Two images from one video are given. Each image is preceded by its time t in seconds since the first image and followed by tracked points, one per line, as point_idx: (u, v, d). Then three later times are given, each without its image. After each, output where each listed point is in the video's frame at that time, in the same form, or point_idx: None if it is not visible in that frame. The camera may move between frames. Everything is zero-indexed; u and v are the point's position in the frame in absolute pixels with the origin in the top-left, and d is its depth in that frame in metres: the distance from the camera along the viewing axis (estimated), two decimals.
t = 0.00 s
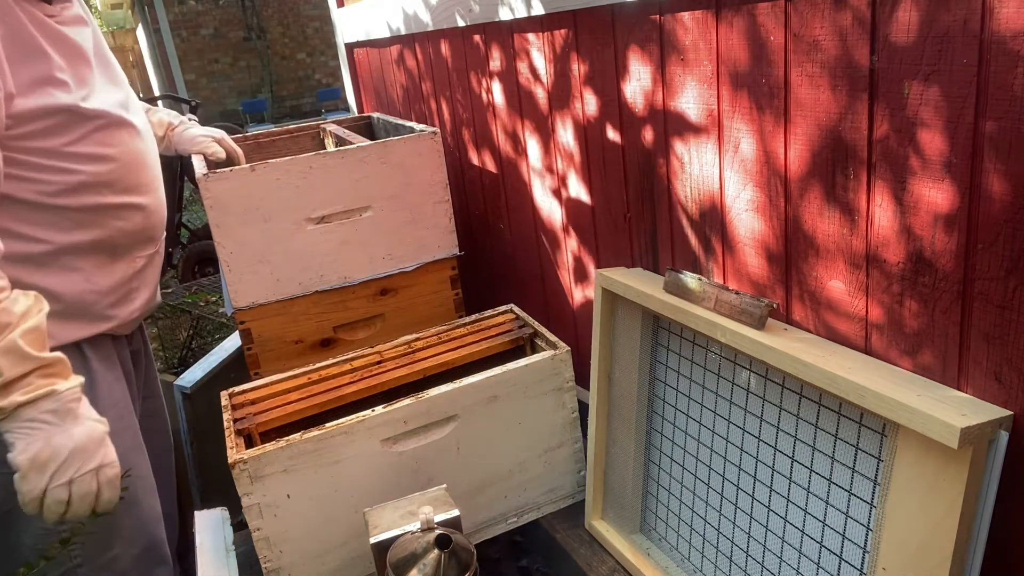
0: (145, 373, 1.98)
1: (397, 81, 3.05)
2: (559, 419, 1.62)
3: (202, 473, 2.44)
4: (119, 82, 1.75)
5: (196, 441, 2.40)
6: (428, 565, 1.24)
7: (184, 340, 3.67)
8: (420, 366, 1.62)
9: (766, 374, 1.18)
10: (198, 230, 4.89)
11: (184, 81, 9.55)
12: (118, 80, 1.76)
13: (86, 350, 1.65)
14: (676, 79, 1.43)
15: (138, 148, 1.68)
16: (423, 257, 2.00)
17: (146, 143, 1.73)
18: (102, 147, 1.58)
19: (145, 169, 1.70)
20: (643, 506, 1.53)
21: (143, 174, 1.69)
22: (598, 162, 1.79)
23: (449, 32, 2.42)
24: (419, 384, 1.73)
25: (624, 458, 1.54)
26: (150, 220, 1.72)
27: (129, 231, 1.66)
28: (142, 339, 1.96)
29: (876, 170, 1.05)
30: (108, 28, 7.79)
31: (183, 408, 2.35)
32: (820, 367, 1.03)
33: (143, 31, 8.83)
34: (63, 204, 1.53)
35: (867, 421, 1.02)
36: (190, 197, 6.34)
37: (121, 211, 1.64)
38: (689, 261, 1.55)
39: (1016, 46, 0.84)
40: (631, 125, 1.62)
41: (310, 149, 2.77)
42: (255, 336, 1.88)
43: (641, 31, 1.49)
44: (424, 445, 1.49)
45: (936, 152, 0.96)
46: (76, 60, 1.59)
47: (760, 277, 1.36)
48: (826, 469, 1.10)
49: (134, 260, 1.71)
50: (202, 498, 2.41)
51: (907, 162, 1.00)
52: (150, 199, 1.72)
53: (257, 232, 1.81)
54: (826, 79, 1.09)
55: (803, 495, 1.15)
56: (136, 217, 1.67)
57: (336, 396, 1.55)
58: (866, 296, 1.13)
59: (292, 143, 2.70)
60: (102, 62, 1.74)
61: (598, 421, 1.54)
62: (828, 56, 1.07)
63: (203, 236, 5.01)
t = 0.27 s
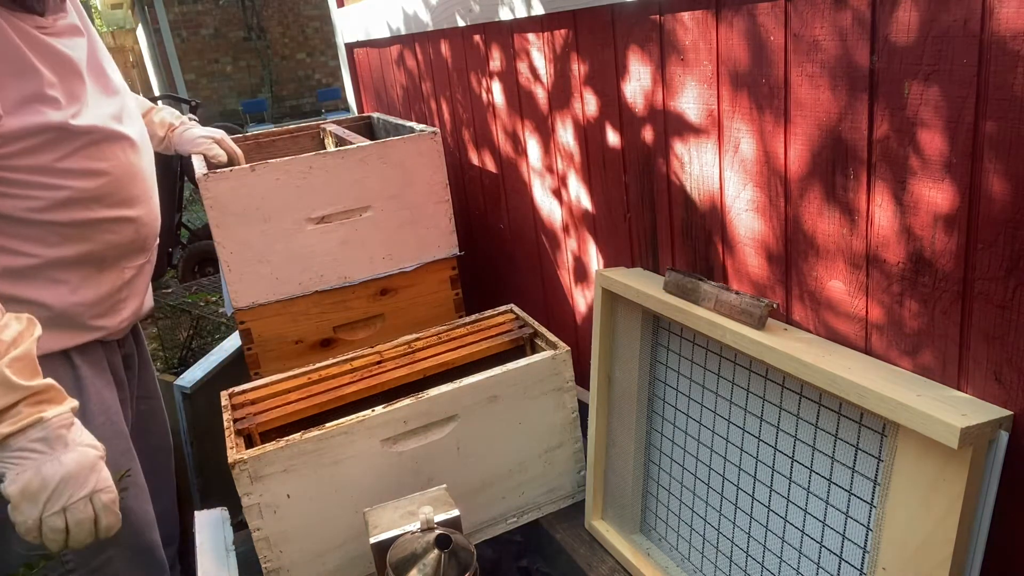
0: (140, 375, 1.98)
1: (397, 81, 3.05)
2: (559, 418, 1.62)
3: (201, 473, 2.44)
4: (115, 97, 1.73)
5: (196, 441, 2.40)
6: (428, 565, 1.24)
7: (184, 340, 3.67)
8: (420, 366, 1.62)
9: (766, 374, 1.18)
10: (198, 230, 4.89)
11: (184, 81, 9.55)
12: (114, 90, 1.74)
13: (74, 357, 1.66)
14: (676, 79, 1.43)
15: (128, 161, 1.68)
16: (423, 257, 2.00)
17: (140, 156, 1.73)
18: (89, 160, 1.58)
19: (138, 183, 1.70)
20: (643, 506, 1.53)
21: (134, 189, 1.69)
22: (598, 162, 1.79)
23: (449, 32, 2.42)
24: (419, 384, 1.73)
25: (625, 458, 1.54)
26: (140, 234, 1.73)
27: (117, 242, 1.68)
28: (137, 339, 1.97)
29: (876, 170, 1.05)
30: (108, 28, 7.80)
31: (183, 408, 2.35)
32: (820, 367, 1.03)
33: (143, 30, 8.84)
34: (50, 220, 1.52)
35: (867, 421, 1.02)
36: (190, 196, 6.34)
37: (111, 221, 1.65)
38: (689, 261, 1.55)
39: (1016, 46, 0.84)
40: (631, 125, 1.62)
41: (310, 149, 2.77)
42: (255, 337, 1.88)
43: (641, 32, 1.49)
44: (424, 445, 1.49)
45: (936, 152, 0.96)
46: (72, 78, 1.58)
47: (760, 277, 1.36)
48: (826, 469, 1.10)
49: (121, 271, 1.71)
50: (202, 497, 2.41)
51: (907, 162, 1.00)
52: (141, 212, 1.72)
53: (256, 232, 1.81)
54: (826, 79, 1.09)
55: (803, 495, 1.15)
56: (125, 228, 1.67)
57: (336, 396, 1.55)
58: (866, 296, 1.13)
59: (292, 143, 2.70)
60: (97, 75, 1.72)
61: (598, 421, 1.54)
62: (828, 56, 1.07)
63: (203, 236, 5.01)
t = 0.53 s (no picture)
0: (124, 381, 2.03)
1: (397, 80, 3.05)
2: (559, 418, 1.62)
3: (201, 473, 2.44)
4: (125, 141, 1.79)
5: (196, 441, 2.40)
6: (428, 565, 1.24)
7: (184, 340, 3.67)
8: (420, 366, 1.62)
9: (766, 374, 1.18)
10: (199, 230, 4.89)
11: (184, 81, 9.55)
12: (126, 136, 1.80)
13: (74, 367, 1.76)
14: (676, 79, 1.43)
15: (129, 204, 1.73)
16: (423, 257, 2.00)
17: (141, 199, 1.79)
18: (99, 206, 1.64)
19: (137, 223, 1.77)
20: (643, 506, 1.53)
21: (133, 229, 1.75)
22: (598, 162, 1.79)
23: (449, 32, 2.42)
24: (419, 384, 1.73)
25: (625, 458, 1.54)
26: (128, 268, 1.79)
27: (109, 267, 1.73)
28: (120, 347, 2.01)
29: (876, 170, 1.05)
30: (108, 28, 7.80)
31: (183, 408, 2.35)
32: (820, 367, 1.03)
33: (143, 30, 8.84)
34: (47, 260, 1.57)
35: (867, 421, 1.02)
36: (190, 196, 6.35)
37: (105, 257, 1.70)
38: (690, 261, 1.55)
39: (1016, 46, 0.84)
40: (631, 125, 1.62)
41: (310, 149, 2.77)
42: (255, 337, 1.88)
43: (641, 32, 1.49)
44: (424, 445, 1.49)
45: (936, 152, 0.96)
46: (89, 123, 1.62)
47: (760, 277, 1.36)
48: (826, 469, 1.10)
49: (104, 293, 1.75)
50: (202, 498, 2.42)
51: (907, 162, 1.00)
52: (134, 250, 1.78)
53: (256, 232, 1.81)
54: (826, 79, 1.09)
55: (804, 495, 1.15)
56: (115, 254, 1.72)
57: (336, 396, 1.55)
58: (866, 296, 1.13)
59: (292, 143, 2.70)
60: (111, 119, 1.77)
61: (598, 421, 1.54)
62: (828, 56, 1.07)
63: (203, 236, 5.01)
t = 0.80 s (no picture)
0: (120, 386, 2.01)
1: (397, 80, 3.05)
2: (559, 418, 1.62)
3: (201, 473, 2.44)
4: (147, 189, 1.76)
5: (195, 441, 2.39)
6: (428, 565, 1.24)
7: (184, 340, 3.67)
8: (420, 366, 1.62)
9: (766, 374, 1.18)
10: (198, 231, 4.89)
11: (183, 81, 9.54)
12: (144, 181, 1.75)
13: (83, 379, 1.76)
14: (676, 79, 1.43)
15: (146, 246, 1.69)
16: (423, 257, 2.00)
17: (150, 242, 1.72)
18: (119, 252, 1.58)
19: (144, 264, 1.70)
20: (643, 506, 1.53)
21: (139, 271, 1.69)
22: (598, 163, 1.79)
23: (449, 32, 2.42)
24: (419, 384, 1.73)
25: (624, 458, 1.54)
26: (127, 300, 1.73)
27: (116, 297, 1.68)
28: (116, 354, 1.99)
29: (876, 171, 1.05)
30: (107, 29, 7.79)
31: (183, 408, 2.34)
32: (819, 367, 1.03)
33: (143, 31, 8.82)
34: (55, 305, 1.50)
35: (867, 421, 1.02)
36: (191, 197, 6.35)
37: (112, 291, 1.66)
38: (689, 261, 1.55)
39: (1016, 47, 0.84)
40: (631, 126, 1.62)
41: (310, 149, 2.77)
42: (255, 337, 1.88)
43: (641, 32, 1.49)
44: (424, 445, 1.49)
45: (936, 152, 0.96)
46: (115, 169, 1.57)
47: (760, 277, 1.36)
48: (826, 469, 1.10)
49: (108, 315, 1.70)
50: (202, 498, 2.43)
51: (907, 162, 1.00)
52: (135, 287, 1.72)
53: (256, 232, 1.81)
54: (826, 79, 1.09)
55: (803, 495, 1.15)
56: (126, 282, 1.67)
57: (336, 396, 1.55)
58: (866, 296, 1.13)
59: (292, 143, 2.70)
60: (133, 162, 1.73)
61: (597, 420, 1.54)
62: (828, 56, 1.07)
63: (203, 236, 5.00)
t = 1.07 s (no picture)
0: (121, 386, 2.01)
1: (397, 80, 3.05)
2: (559, 418, 1.62)
3: (201, 473, 2.43)
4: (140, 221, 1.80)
5: (195, 441, 2.39)
6: (428, 565, 1.24)
7: (184, 340, 3.67)
8: (420, 366, 1.62)
9: (766, 374, 1.18)
10: (199, 231, 4.89)
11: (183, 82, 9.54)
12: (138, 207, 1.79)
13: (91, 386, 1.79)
14: (676, 79, 1.43)
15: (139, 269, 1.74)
16: (423, 257, 2.00)
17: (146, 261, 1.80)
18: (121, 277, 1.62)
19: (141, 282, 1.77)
20: (643, 506, 1.53)
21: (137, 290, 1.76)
22: (598, 163, 1.79)
23: (449, 32, 2.42)
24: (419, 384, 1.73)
25: (624, 458, 1.54)
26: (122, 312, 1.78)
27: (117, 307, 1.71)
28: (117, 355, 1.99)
29: (876, 171, 1.05)
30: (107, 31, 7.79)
31: (183, 408, 2.33)
32: (820, 367, 1.03)
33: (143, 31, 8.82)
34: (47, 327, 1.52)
35: (867, 420, 1.02)
36: (191, 197, 6.35)
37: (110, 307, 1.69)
38: (689, 261, 1.55)
39: (1016, 46, 0.84)
40: (631, 126, 1.62)
41: (310, 149, 2.76)
42: (255, 337, 1.88)
43: (641, 32, 1.49)
44: (424, 445, 1.49)
45: (936, 152, 0.96)
46: (116, 198, 1.61)
47: (760, 277, 1.36)
48: (826, 469, 1.10)
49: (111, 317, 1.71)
50: (202, 498, 2.42)
51: (908, 162, 1.00)
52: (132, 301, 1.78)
53: (256, 232, 1.81)
54: (826, 79, 1.09)
55: (804, 495, 1.15)
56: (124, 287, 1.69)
57: (336, 396, 1.55)
58: (866, 296, 1.13)
59: (292, 143, 2.70)
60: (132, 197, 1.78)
61: (597, 420, 1.54)
62: (828, 56, 1.07)
63: (203, 236, 5.00)
